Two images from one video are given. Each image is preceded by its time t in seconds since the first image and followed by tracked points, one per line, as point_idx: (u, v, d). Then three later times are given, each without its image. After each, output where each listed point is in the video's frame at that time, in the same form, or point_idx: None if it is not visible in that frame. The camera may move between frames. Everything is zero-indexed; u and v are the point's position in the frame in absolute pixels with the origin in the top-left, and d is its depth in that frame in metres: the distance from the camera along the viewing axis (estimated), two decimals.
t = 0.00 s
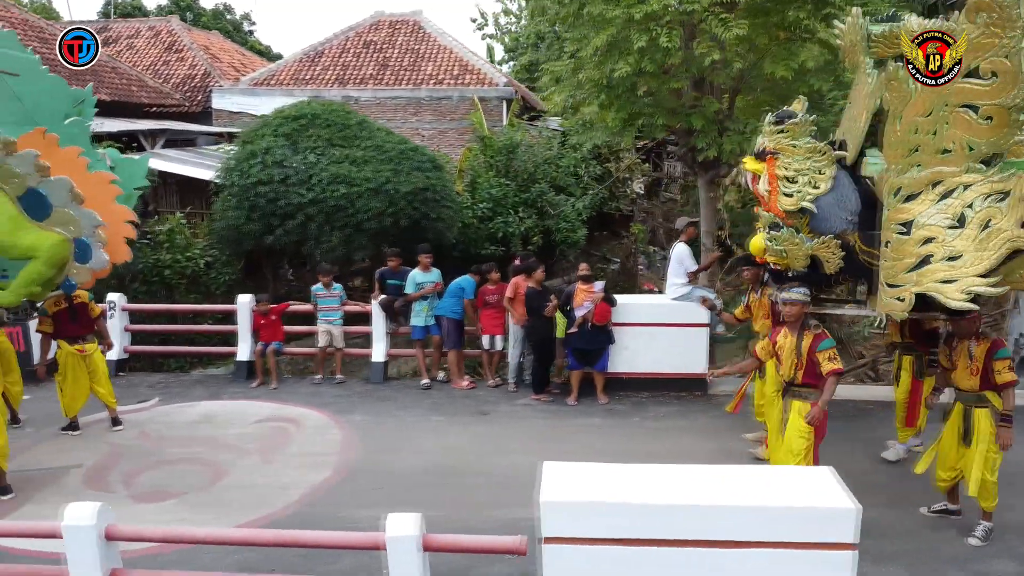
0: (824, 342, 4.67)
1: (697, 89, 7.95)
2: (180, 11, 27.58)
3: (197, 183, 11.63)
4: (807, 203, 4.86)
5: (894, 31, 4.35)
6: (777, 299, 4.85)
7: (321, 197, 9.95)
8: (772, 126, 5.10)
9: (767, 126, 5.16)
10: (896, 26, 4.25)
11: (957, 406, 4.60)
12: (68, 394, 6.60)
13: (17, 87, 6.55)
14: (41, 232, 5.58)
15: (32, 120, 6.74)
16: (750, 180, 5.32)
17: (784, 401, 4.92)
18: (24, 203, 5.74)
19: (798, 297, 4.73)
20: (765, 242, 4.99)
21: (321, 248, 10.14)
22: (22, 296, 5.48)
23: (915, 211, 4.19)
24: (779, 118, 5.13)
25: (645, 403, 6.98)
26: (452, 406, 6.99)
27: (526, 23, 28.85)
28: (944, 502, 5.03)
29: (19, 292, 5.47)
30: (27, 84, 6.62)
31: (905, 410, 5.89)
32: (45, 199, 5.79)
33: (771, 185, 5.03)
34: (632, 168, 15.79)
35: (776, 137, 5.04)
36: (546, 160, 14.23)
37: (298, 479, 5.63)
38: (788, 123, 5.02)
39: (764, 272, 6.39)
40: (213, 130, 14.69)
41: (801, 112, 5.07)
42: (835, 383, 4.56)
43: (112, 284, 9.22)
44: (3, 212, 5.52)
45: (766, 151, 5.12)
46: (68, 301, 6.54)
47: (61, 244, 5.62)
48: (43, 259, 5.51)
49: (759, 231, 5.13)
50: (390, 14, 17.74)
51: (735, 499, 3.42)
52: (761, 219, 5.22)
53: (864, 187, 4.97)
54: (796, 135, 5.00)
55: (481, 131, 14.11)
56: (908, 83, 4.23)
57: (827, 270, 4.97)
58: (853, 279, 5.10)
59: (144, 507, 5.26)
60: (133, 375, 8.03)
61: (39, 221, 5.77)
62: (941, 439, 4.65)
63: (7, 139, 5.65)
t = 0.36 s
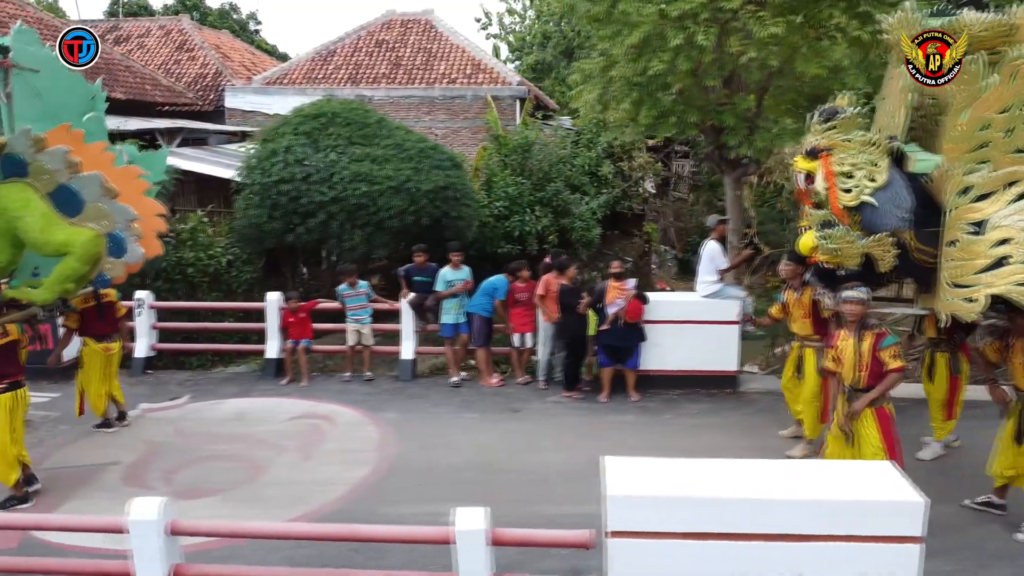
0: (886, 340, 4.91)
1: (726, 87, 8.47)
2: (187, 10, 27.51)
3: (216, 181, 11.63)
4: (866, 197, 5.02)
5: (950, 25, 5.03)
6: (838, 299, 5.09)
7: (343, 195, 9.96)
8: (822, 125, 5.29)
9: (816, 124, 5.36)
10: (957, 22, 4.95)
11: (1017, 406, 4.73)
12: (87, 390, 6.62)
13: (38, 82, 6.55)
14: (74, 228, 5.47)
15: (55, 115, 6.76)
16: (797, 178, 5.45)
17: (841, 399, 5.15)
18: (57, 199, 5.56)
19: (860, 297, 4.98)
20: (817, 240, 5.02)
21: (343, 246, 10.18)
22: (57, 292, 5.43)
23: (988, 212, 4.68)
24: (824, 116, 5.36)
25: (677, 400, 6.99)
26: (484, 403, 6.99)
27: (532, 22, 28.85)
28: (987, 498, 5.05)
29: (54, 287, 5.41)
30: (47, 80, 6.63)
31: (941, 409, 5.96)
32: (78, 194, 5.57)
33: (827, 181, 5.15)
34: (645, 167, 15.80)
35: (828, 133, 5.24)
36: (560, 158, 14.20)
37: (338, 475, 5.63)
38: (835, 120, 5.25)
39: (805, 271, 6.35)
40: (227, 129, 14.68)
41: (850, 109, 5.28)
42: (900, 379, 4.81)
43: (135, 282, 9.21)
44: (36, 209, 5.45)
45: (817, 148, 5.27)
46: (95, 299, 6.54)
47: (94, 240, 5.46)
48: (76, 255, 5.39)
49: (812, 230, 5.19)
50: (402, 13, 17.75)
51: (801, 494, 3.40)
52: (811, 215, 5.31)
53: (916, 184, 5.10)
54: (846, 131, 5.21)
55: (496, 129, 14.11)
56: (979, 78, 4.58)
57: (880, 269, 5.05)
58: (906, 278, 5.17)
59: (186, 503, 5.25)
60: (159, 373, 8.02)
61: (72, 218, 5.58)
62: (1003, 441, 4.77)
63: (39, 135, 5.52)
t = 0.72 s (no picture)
0: (928, 346, 4.99)
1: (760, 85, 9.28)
2: (194, 10, 27.45)
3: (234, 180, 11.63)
4: (921, 197, 5.17)
5: (998, 31, 5.06)
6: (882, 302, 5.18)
7: (363, 194, 9.97)
8: (862, 135, 5.56)
9: (853, 133, 5.64)
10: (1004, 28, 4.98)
11: None
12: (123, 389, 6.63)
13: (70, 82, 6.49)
14: (111, 228, 5.43)
15: (88, 113, 6.74)
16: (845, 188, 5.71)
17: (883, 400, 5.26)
18: (94, 200, 5.62)
19: (904, 304, 5.06)
20: (859, 247, 5.35)
21: (364, 245, 10.16)
22: (91, 292, 5.32)
23: None
24: (860, 125, 5.64)
25: (707, 397, 7.01)
26: (515, 401, 7.01)
27: (537, 21, 28.89)
28: None
29: (89, 287, 5.31)
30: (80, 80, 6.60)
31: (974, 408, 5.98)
32: (115, 195, 5.64)
33: (880, 187, 5.34)
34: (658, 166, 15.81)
35: (869, 142, 5.51)
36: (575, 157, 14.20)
37: (377, 473, 5.65)
38: (873, 127, 5.50)
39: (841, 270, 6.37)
40: (241, 128, 14.69)
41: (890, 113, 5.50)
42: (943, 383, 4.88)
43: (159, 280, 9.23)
44: (73, 210, 5.43)
45: (862, 158, 5.55)
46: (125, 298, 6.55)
47: (131, 241, 5.42)
48: (112, 256, 5.32)
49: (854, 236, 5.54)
50: (413, 13, 17.77)
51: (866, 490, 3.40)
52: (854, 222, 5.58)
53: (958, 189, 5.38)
54: (886, 137, 5.46)
55: (510, 129, 14.14)
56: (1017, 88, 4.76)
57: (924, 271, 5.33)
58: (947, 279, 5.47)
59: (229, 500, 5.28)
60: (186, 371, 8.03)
61: (108, 218, 5.64)
62: None
63: (77, 136, 5.58)
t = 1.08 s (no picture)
0: (948, 340, 5.01)
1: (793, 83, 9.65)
2: (200, 10, 27.35)
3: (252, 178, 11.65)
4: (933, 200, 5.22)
5: None
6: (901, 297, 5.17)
7: (384, 193, 10.00)
8: (890, 128, 5.40)
9: (884, 127, 5.46)
10: None
11: None
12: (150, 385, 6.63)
13: (103, 79, 6.56)
14: (145, 223, 5.27)
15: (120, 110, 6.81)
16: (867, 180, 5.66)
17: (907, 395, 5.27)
18: (128, 195, 5.41)
19: (924, 299, 5.05)
20: (883, 243, 5.33)
21: (385, 244, 10.17)
22: (125, 287, 5.17)
23: None
24: (894, 120, 5.45)
25: (737, 396, 7.04)
26: (546, 399, 7.03)
27: (543, 21, 28.92)
28: None
29: (123, 282, 5.16)
30: (113, 78, 6.71)
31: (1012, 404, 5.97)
32: (147, 190, 5.41)
33: (894, 185, 5.34)
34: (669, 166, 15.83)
35: (896, 137, 5.35)
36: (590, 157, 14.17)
37: (416, 471, 5.68)
38: (905, 124, 5.33)
39: (868, 265, 6.43)
40: (255, 127, 14.70)
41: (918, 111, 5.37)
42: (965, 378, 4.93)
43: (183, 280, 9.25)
44: (107, 205, 5.27)
45: (884, 152, 5.42)
46: (155, 293, 6.55)
47: (165, 236, 5.27)
48: (146, 250, 5.17)
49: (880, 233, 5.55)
50: (423, 13, 17.78)
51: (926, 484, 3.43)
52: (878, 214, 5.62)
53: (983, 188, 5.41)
54: (915, 135, 5.31)
55: (524, 129, 14.16)
56: None
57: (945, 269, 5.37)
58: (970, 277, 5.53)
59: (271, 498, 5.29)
60: (213, 369, 8.05)
61: (141, 213, 5.42)
62: None
63: (111, 130, 5.37)
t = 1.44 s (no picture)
0: (964, 329, 5.16)
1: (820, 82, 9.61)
2: (205, 10, 27.27)
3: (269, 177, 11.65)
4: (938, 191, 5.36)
5: None
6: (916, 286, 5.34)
7: (404, 192, 10.01)
8: (913, 117, 5.55)
9: (909, 115, 5.60)
10: None
11: None
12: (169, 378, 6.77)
13: (130, 75, 6.57)
14: (174, 216, 5.46)
15: (146, 107, 6.82)
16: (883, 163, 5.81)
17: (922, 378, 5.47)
18: (155, 189, 5.57)
19: (936, 289, 5.22)
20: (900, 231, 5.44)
21: (404, 243, 10.17)
22: (156, 280, 5.33)
23: None
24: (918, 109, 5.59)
25: (766, 394, 7.05)
26: (576, 397, 7.03)
27: (547, 21, 28.97)
28: None
29: (153, 275, 5.32)
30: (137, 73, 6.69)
31: None
32: (178, 183, 5.60)
33: (904, 175, 5.48)
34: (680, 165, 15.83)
35: (918, 127, 5.49)
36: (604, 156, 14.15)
37: (453, 468, 5.68)
38: (930, 114, 5.46)
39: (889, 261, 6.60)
40: (267, 127, 14.70)
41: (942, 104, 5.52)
42: (979, 367, 5.10)
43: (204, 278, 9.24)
44: (137, 198, 5.38)
45: (902, 139, 5.57)
46: (182, 288, 6.67)
47: (194, 228, 5.47)
48: (176, 243, 5.37)
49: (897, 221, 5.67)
50: (433, 12, 17.79)
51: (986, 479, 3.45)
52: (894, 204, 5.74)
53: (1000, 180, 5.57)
54: (937, 127, 5.45)
55: (537, 128, 14.17)
56: None
57: (962, 260, 5.48)
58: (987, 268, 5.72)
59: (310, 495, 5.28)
60: (238, 368, 8.05)
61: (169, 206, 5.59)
62: None
63: (142, 124, 5.52)
